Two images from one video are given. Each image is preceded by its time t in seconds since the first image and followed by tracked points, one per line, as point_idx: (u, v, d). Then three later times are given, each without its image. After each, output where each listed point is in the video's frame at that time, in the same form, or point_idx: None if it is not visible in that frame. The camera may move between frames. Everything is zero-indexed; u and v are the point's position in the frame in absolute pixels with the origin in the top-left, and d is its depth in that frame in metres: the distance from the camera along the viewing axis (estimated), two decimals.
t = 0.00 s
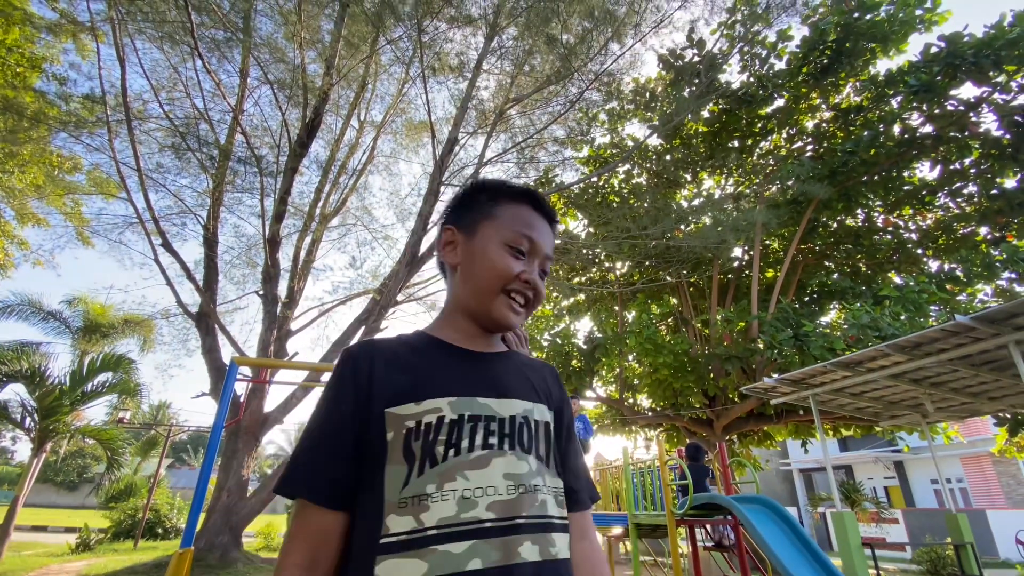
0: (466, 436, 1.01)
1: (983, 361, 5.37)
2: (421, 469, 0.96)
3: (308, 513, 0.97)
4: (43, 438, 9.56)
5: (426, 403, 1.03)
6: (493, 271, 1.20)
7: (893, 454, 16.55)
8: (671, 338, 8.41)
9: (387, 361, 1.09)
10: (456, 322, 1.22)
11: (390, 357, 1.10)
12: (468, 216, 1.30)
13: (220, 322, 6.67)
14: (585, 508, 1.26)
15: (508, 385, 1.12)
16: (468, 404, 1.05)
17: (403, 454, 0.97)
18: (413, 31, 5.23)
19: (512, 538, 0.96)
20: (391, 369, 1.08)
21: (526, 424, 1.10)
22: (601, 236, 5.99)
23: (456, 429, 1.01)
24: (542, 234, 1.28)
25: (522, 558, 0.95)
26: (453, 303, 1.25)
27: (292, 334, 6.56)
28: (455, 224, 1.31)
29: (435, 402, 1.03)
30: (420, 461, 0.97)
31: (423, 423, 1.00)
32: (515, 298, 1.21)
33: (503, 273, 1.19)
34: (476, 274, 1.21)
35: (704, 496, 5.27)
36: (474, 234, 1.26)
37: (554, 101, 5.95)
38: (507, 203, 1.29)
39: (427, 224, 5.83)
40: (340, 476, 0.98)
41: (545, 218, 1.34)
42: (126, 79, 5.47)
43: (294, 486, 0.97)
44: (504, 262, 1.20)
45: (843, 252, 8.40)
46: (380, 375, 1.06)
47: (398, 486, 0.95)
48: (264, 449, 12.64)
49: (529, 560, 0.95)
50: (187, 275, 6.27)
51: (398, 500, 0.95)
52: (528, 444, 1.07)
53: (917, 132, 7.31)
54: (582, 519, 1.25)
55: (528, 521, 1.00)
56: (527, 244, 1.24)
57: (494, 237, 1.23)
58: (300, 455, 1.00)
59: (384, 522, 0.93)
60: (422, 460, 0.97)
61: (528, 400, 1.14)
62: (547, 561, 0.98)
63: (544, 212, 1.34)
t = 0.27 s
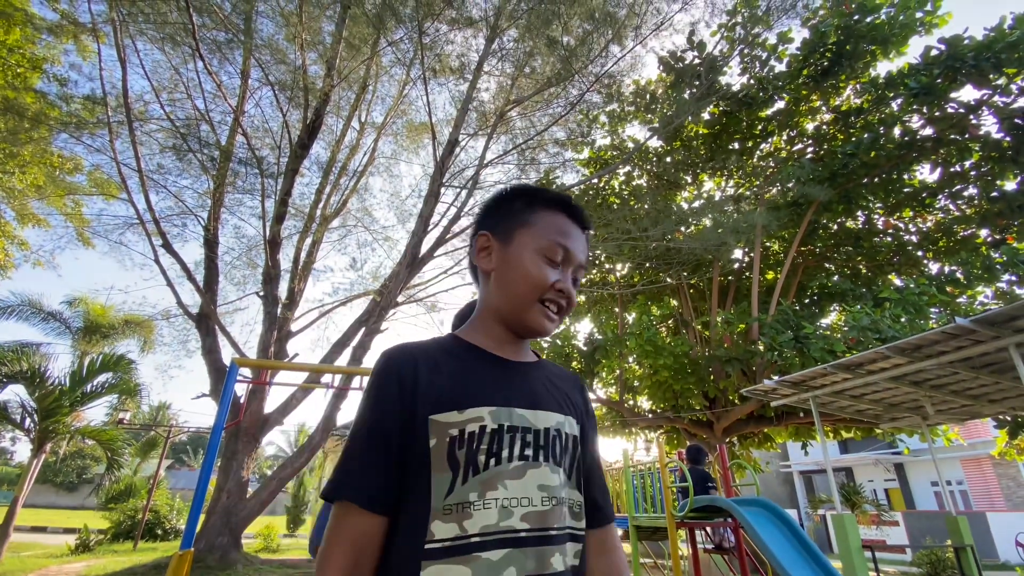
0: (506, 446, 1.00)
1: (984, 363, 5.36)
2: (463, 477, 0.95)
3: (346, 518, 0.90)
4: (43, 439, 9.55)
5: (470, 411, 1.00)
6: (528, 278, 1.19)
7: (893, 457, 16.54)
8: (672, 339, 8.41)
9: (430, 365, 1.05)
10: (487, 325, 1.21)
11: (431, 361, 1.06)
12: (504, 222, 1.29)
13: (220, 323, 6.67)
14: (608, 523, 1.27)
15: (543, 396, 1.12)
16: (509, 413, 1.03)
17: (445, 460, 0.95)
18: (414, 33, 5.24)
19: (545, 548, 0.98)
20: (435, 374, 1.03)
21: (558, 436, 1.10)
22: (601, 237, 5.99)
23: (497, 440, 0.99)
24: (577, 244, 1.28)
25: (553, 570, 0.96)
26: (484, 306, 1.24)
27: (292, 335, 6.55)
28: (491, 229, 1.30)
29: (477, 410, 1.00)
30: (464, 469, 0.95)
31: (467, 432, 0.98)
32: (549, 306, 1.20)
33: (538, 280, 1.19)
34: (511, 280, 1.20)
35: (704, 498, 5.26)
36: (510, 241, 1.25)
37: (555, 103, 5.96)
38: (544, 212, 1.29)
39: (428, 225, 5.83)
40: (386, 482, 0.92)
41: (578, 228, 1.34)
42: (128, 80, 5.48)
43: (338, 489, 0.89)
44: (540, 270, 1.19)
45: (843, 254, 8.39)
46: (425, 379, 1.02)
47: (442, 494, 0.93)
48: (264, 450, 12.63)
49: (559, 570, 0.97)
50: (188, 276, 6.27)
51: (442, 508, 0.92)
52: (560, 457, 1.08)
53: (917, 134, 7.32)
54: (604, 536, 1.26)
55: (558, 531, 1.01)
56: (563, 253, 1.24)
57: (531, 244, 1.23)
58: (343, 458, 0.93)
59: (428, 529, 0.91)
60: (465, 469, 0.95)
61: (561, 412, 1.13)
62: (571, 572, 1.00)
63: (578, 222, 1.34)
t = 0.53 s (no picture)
0: (506, 437, 0.99)
1: (985, 363, 5.36)
2: (462, 468, 0.94)
3: (345, 510, 0.91)
4: (44, 438, 9.56)
5: (469, 402, 1.00)
6: (526, 270, 1.19)
7: (893, 456, 16.54)
8: (673, 339, 8.41)
9: (431, 358, 1.05)
10: (488, 318, 1.20)
11: (432, 354, 1.07)
12: (499, 216, 1.29)
13: (221, 322, 6.68)
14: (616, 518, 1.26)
15: (545, 388, 1.12)
16: (511, 405, 1.03)
17: (445, 453, 0.95)
18: (415, 33, 5.25)
19: (547, 541, 0.96)
20: (436, 368, 1.04)
21: (562, 429, 1.09)
22: (602, 237, 5.98)
23: (496, 431, 0.99)
24: (572, 233, 1.29)
25: (555, 562, 0.95)
26: (485, 300, 1.23)
27: (293, 335, 6.55)
28: (486, 224, 1.29)
29: (477, 401, 1.00)
30: (463, 460, 0.95)
31: (466, 422, 0.98)
32: (550, 296, 1.20)
33: (538, 272, 1.19)
34: (509, 272, 1.19)
35: (705, 498, 5.26)
36: (507, 234, 1.24)
37: (555, 102, 5.95)
38: (537, 203, 1.29)
39: (429, 225, 5.83)
40: (386, 476, 0.93)
41: (573, 218, 1.34)
42: (128, 80, 5.48)
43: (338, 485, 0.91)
44: (539, 262, 1.19)
45: (844, 253, 8.39)
46: (426, 373, 1.03)
47: (441, 486, 0.93)
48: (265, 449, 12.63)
49: (562, 564, 0.96)
50: (189, 276, 6.27)
51: (440, 500, 0.92)
52: (563, 449, 1.06)
53: (918, 134, 7.32)
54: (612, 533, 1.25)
55: (561, 525, 1.00)
56: (559, 243, 1.24)
57: (527, 236, 1.23)
58: (342, 452, 0.94)
59: (425, 521, 0.90)
60: (464, 459, 0.95)
61: (564, 405, 1.13)
62: (574, 566, 0.99)
63: (571, 212, 1.34)
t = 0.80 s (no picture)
0: (500, 431, 0.98)
1: (985, 360, 5.36)
2: (455, 463, 0.93)
3: (335, 504, 0.91)
4: (45, 436, 9.57)
5: (462, 396, 0.99)
6: (515, 258, 1.18)
7: (893, 453, 16.56)
8: (673, 336, 8.42)
9: (422, 348, 1.05)
10: (483, 313, 1.18)
11: (425, 346, 1.06)
12: (485, 211, 1.28)
13: (221, 320, 6.68)
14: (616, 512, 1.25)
15: (540, 380, 1.10)
16: (505, 397, 1.02)
17: (438, 447, 0.94)
18: (415, 29, 5.25)
19: (543, 536, 0.95)
20: (428, 360, 1.03)
21: (557, 421, 1.08)
22: (602, 234, 5.97)
23: (489, 425, 0.98)
24: (560, 221, 1.27)
25: (551, 558, 0.94)
26: (478, 295, 1.22)
27: (293, 332, 6.55)
28: (474, 220, 1.28)
29: (470, 394, 0.99)
30: (456, 454, 0.94)
31: (459, 416, 0.97)
32: (543, 284, 1.18)
33: (528, 260, 1.17)
34: (498, 263, 1.18)
35: (705, 494, 5.28)
36: (494, 226, 1.23)
37: (555, 99, 5.94)
38: (522, 194, 1.28)
39: (429, 222, 5.82)
40: (376, 470, 0.93)
41: (560, 207, 1.33)
42: (128, 77, 5.47)
43: (327, 475, 0.90)
44: (528, 250, 1.18)
45: (845, 250, 8.38)
46: (417, 363, 1.02)
47: (433, 480, 0.92)
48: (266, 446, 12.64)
49: (558, 559, 0.95)
50: (189, 273, 6.27)
51: (433, 495, 0.91)
52: (558, 443, 1.05)
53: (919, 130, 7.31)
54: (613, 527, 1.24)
55: (557, 519, 0.99)
56: (548, 231, 1.23)
57: (515, 226, 1.21)
58: (333, 445, 0.94)
59: (417, 517, 0.90)
60: (457, 454, 0.94)
61: (560, 396, 1.11)
62: (571, 561, 0.97)
63: (558, 201, 1.32)
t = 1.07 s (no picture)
0: (495, 426, 0.98)
1: (983, 355, 5.37)
2: (448, 458, 0.93)
3: (326, 500, 0.91)
4: (45, 429, 9.59)
5: (457, 390, 0.99)
6: (515, 250, 1.17)
7: (891, 447, 16.62)
8: (672, 331, 8.43)
9: (417, 341, 1.04)
10: (481, 306, 1.17)
11: (420, 339, 1.05)
12: (485, 201, 1.27)
13: (221, 313, 6.68)
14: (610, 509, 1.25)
15: (536, 375, 1.10)
16: (500, 392, 1.01)
17: (431, 442, 0.94)
18: (414, 22, 5.23)
19: (536, 533, 0.95)
20: (423, 354, 1.02)
21: (553, 417, 1.07)
22: (602, 228, 5.97)
23: (483, 420, 0.97)
24: (561, 214, 1.26)
25: (543, 556, 0.94)
26: (475, 287, 1.21)
27: (293, 326, 6.55)
28: (474, 210, 1.27)
29: (465, 390, 0.99)
30: (450, 449, 0.94)
31: (453, 411, 0.97)
32: (542, 277, 1.17)
33: (528, 252, 1.16)
34: (498, 255, 1.17)
35: (703, 488, 5.30)
36: (494, 217, 1.22)
37: (556, 93, 5.92)
38: (523, 185, 1.27)
39: (428, 216, 5.82)
40: (367, 466, 0.93)
41: (562, 199, 1.32)
42: (125, 69, 5.45)
43: (315, 467, 0.91)
44: (529, 242, 1.17)
45: (845, 246, 8.38)
46: (412, 356, 1.01)
47: (426, 476, 0.92)
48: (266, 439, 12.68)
49: (550, 557, 0.94)
50: (188, 267, 6.27)
51: (426, 491, 0.91)
52: (552, 441, 1.04)
53: (921, 125, 7.29)
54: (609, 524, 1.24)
55: (551, 517, 0.98)
56: (549, 223, 1.22)
57: (515, 218, 1.20)
58: (324, 440, 0.94)
59: (409, 513, 0.90)
60: (451, 450, 0.94)
61: (556, 392, 1.11)
62: (564, 559, 0.97)
63: (559, 193, 1.31)
